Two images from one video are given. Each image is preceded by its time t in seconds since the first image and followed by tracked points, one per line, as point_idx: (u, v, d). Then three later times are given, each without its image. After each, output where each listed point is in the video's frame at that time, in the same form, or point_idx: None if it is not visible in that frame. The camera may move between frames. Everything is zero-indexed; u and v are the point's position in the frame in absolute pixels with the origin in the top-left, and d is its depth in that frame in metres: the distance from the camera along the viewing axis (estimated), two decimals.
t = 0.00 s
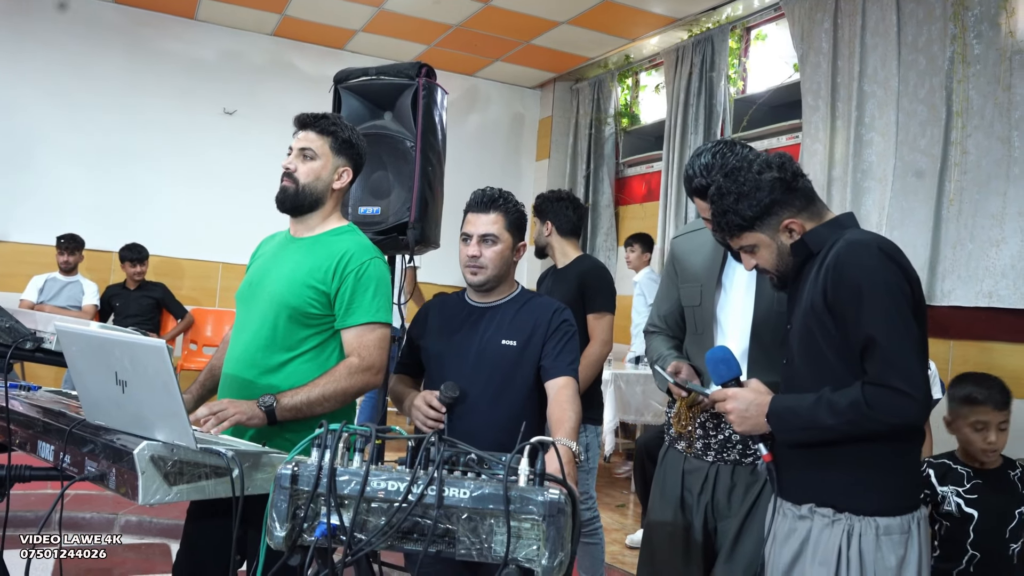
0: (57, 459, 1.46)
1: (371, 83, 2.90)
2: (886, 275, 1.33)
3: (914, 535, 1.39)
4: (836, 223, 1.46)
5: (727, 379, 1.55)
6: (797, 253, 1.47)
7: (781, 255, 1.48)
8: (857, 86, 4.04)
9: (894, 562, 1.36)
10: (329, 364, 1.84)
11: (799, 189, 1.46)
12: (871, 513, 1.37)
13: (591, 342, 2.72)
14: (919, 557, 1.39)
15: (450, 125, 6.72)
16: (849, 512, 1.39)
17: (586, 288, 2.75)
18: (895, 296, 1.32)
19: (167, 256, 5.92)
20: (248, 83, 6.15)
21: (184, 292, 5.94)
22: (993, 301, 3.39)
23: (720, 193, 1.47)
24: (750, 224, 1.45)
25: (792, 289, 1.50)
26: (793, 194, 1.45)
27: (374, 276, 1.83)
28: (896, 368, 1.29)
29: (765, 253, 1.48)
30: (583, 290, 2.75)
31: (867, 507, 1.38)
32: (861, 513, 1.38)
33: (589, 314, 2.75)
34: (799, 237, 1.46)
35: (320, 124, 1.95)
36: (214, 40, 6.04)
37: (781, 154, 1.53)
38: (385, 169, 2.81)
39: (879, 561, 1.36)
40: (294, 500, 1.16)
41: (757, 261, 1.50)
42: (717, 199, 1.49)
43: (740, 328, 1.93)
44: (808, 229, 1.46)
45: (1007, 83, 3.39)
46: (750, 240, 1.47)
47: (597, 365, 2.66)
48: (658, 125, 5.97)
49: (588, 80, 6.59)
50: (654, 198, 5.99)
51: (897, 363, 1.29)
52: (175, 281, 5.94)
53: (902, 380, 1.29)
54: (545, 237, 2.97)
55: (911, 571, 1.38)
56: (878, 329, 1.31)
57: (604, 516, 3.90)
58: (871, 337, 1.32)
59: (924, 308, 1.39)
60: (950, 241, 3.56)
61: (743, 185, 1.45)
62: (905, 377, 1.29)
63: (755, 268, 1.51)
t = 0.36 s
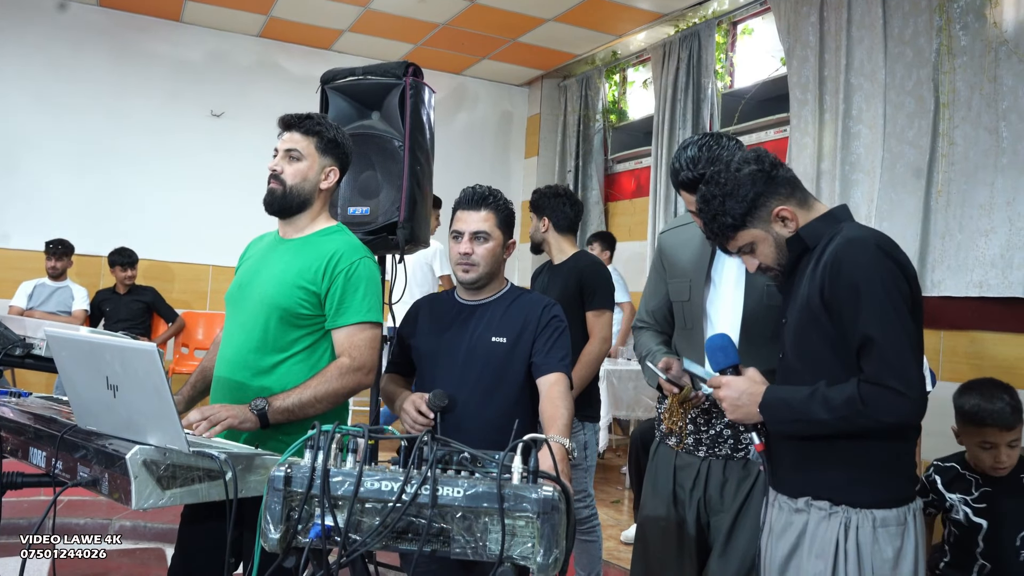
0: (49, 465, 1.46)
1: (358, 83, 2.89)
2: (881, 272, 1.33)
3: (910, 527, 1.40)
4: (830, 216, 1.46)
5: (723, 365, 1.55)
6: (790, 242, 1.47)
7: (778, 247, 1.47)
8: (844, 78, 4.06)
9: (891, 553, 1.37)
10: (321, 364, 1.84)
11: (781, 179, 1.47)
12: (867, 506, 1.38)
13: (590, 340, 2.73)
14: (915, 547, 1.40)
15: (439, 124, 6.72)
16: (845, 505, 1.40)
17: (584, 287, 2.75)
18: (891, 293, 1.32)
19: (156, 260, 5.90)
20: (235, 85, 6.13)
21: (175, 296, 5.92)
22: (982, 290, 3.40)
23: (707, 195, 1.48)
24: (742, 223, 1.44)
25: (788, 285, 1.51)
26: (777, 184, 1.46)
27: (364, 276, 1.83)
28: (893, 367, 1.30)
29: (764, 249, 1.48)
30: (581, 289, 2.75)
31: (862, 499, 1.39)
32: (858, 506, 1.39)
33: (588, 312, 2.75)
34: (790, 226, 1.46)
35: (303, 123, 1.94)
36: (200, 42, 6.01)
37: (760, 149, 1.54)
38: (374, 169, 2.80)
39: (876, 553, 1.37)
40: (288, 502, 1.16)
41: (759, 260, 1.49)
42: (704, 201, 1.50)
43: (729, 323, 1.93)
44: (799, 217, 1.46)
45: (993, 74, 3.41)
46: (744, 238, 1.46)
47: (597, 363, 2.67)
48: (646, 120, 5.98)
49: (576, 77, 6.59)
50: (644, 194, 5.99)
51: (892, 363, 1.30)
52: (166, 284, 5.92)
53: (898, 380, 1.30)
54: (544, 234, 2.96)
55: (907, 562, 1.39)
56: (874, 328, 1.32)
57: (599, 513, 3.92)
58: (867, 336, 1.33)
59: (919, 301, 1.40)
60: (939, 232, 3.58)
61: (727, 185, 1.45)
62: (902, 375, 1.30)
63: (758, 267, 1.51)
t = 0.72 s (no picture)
0: (45, 467, 1.45)
1: (352, 82, 2.87)
2: (879, 275, 1.33)
3: (909, 524, 1.41)
4: (830, 212, 1.47)
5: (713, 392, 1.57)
6: (787, 236, 1.48)
7: (774, 242, 1.48)
8: (838, 75, 4.08)
9: (891, 550, 1.38)
10: (316, 364, 1.83)
11: (776, 173, 1.47)
12: (868, 503, 1.39)
13: (595, 338, 2.73)
14: (915, 543, 1.41)
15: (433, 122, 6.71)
16: (845, 502, 1.40)
17: (589, 285, 2.76)
18: (885, 298, 1.32)
19: (151, 261, 5.88)
20: (228, 85, 6.11)
21: (169, 296, 5.90)
22: (977, 285, 3.41)
23: (702, 191, 1.48)
24: (737, 218, 1.45)
25: (788, 280, 1.52)
26: (771, 179, 1.46)
27: (359, 275, 1.82)
28: (875, 375, 1.31)
29: (761, 244, 1.48)
30: (586, 287, 2.76)
31: (862, 496, 1.39)
32: (858, 504, 1.39)
33: (592, 308, 2.75)
34: (785, 219, 1.47)
35: (281, 128, 1.87)
36: (192, 42, 5.99)
37: (755, 144, 1.55)
38: (369, 169, 2.80)
39: (876, 550, 1.38)
40: (285, 502, 1.16)
41: (757, 256, 1.50)
42: (700, 197, 1.50)
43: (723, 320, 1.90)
44: (793, 210, 1.46)
45: (986, 69, 3.41)
46: (741, 234, 1.47)
47: (602, 362, 2.68)
48: (641, 117, 5.99)
49: (569, 75, 6.60)
50: (638, 191, 6.00)
51: (875, 371, 1.31)
52: (160, 285, 5.91)
53: (880, 389, 1.31)
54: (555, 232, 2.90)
55: (907, 558, 1.40)
56: (864, 332, 1.32)
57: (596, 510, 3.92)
58: (856, 339, 1.33)
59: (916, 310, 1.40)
60: (933, 228, 3.59)
61: (721, 181, 1.46)
62: (884, 385, 1.31)
63: (757, 263, 1.51)
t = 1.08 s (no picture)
0: (50, 460, 1.46)
1: (357, 79, 2.87)
2: (855, 280, 1.34)
3: (914, 524, 1.41)
4: (836, 213, 1.46)
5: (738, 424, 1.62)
6: (796, 231, 1.47)
7: (784, 237, 1.48)
8: (844, 74, 4.07)
9: (895, 549, 1.38)
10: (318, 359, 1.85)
11: (787, 168, 1.47)
12: (873, 503, 1.39)
13: (603, 336, 2.76)
14: (919, 543, 1.41)
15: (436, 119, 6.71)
16: (851, 502, 1.40)
17: (598, 285, 2.78)
18: (853, 303, 1.34)
19: (154, 256, 5.89)
20: (232, 80, 6.11)
21: (172, 292, 5.91)
22: (980, 286, 3.41)
23: (710, 182, 1.49)
24: (746, 210, 1.46)
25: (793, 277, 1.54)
26: (783, 173, 1.46)
27: (358, 271, 1.81)
28: (829, 379, 1.35)
29: (769, 238, 1.48)
30: (596, 286, 2.78)
31: (867, 496, 1.39)
32: (863, 503, 1.39)
33: (600, 308, 2.78)
34: (795, 214, 1.46)
35: (266, 134, 1.82)
36: (196, 37, 5.99)
37: (768, 140, 1.55)
38: (373, 165, 2.80)
39: (881, 549, 1.38)
40: (289, 497, 1.16)
41: (765, 249, 1.50)
42: (708, 189, 1.51)
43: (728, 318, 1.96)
44: (804, 205, 1.46)
45: (990, 70, 3.41)
46: (749, 227, 1.47)
47: (609, 360, 2.70)
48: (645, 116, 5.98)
49: (573, 73, 6.59)
50: (642, 189, 5.99)
51: (829, 376, 1.35)
52: (162, 280, 5.91)
53: (830, 393, 1.35)
54: (569, 230, 2.91)
55: (911, 558, 1.40)
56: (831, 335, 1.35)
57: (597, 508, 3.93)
58: (822, 342, 1.37)
59: (904, 322, 1.38)
60: (937, 228, 3.59)
61: (732, 173, 1.46)
62: (837, 389, 1.34)
63: (764, 257, 1.51)
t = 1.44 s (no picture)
0: (49, 459, 1.46)
1: (358, 79, 2.86)
2: (848, 281, 1.35)
3: (913, 526, 1.41)
4: (835, 216, 1.46)
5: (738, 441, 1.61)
6: (801, 228, 1.47)
7: (787, 232, 1.47)
8: (845, 76, 4.06)
9: (894, 551, 1.38)
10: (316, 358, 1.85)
11: (797, 167, 1.48)
12: (872, 504, 1.39)
13: (595, 336, 2.77)
14: (919, 545, 1.42)
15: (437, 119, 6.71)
16: (850, 504, 1.40)
17: (592, 287, 2.79)
18: (845, 304, 1.35)
19: (154, 255, 5.89)
20: (233, 79, 6.11)
21: (172, 290, 5.91)
22: (981, 289, 3.41)
23: (718, 173, 1.50)
24: (753, 201, 1.45)
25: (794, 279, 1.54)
26: (793, 171, 1.47)
27: (351, 269, 1.82)
28: (821, 378, 1.35)
29: (770, 233, 1.47)
30: (589, 289, 2.79)
31: (866, 498, 1.39)
32: (862, 505, 1.39)
33: (593, 311, 2.78)
34: (801, 210, 1.46)
35: (230, 145, 1.81)
36: (197, 36, 5.99)
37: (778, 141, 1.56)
38: (374, 165, 2.80)
39: (881, 551, 1.38)
40: (288, 497, 1.16)
41: (765, 244, 1.49)
42: (716, 180, 1.51)
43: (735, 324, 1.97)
44: (810, 204, 1.46)
45: (991, 73, 3.41)
46: (754, 218, 1.47)
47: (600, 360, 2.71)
48: (646, 117, 5.98)
49: (575, 74, 6.59)
50: (642, 190, 6.00)
51: (820, 375, 1.35)
52: (163, 279, 5.91)
53: (822, 392, 1.35)
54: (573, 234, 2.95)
55: (910, 560, 1.40)
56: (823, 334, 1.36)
57: (596, 509, 3.93)
58: (815, 342, 1.38)
59: (898, 323, 1.38)
60: (937, 230, 3.59)
61: (743, 164, 1.47)
62: (828, 388, 1.34)
63: (762, 253, 1.50)
